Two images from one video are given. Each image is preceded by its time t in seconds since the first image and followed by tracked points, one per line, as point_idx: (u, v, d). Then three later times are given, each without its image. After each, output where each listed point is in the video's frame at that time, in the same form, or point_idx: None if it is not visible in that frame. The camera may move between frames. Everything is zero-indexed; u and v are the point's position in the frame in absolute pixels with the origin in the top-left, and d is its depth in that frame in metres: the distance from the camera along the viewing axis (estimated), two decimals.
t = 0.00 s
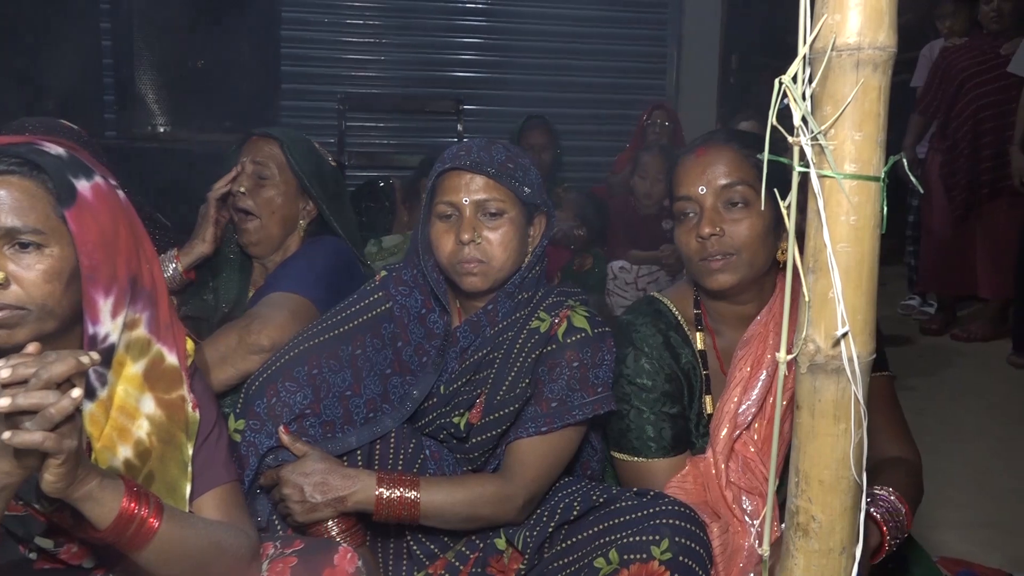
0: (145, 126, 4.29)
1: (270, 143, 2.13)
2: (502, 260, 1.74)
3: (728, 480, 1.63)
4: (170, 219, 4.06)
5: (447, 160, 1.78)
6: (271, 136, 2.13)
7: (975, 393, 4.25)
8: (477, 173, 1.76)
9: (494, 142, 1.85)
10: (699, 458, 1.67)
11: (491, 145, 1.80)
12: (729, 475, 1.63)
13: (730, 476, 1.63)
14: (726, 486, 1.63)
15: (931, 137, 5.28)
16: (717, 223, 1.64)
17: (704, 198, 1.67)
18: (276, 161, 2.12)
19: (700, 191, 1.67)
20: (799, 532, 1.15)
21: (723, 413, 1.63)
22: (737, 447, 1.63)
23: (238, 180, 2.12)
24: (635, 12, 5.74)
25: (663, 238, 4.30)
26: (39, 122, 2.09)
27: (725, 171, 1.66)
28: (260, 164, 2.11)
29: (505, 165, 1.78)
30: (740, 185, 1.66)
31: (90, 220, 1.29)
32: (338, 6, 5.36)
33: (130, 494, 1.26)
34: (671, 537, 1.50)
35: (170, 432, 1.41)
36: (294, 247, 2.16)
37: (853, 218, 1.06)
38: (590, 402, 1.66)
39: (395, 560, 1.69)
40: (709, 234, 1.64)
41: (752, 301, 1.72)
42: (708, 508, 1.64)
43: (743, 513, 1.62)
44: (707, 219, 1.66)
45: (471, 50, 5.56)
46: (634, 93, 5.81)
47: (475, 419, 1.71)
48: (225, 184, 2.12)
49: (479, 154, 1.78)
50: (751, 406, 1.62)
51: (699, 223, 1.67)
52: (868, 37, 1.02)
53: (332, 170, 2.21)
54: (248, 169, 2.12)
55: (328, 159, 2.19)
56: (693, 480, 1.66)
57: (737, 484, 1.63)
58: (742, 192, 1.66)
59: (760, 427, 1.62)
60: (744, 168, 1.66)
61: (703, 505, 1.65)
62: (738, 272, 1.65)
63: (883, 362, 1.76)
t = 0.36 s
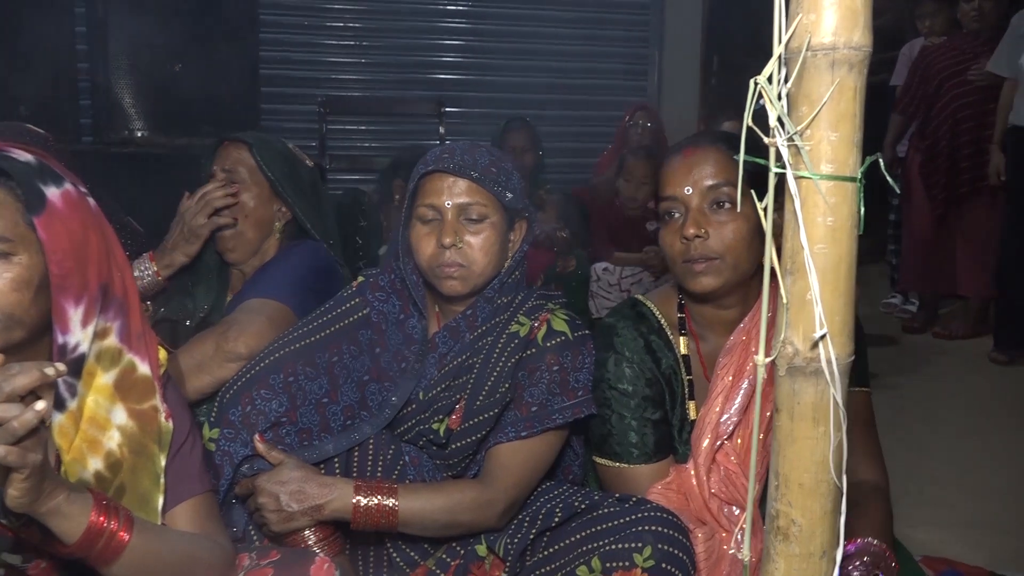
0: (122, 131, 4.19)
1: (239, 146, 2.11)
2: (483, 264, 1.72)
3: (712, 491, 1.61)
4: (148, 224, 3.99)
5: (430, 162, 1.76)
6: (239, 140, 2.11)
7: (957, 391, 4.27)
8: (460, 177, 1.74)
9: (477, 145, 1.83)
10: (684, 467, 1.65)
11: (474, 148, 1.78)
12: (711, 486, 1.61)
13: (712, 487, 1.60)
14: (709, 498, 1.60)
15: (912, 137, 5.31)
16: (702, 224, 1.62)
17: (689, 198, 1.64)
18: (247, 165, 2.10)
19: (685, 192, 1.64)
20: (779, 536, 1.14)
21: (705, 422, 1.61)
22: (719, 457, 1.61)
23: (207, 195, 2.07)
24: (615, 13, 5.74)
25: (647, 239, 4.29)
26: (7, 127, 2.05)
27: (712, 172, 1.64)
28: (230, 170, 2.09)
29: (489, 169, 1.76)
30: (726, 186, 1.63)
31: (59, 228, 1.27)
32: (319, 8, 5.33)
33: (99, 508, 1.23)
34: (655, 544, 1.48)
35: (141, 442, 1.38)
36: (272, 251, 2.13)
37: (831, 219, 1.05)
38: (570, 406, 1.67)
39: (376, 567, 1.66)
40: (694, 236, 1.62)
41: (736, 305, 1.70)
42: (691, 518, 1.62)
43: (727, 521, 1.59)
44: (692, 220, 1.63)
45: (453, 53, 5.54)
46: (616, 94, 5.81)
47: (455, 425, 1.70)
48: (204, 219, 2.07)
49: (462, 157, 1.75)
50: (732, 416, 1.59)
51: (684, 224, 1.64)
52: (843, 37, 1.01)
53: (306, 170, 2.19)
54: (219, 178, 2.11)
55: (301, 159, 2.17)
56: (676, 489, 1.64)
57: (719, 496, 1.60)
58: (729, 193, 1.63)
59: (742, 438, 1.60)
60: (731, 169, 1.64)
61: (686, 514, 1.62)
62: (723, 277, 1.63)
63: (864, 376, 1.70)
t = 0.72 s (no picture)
0: (89, 125, 4.12)
1: (190, 143, 2.07)
2: (445, 259, 1.70)
3: (673, 485, 1.58)
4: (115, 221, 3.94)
5: (394, 154, 1.73)
6: (190, 137, 2.07)
7: (923, 388, 4.32)
8: (424, 170, 1.71)
9: (443, 139, 1.81)
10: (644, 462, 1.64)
11: (439, 142, 1.76)
12: (673, 480, 1.58)
13: (673, 482, 1.58)
14: (670, 492, 1.58)
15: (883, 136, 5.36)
16: (663, 218, 1.62)
17: (651, 192, 1.64)
18: (199, 162, 2.05)
19: (647, 185, 1.64)
20: (731, 532, 1.14)
21: (668, 416, 1.58)
22: (681, 452, 1.57)
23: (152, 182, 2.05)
24: (592, 11, 5.74)
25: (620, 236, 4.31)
26: None
27: (675, 166, 1.63)
28: (182, 166, 2.05)
29: (453, 164, 1.74)
30: (688, 181, 1.63)
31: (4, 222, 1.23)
32: (298, 3, 5.28)
33: (44, 506, 1.20)
34: (613, 542, 1.47)
35: (91, 440, 1.35)
36: (229, 246, 2.10)
37: (782, 216, 1.05)
38: (532, 401, 1.66)
39: (336, 566, 1.65)
40: (654, 229, 1.62)
41: (697, 299, 1.70)
42: (652, 512, 1.62)
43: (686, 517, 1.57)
44: (654, 214, 1.63)
45: (429, 49, 5.52)
46: (590, 92, 5.83)
47: (416, 421, 1.69)
48: (148, 207, 2.05)
49: (427, 151, 1.73)
50: (694, 410, 1.54)
51: (645, 218, 1.64)
52: (794, 33, 1.01)
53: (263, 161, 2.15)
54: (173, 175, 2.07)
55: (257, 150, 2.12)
56: (637, 484, 1.63)
57: (681, 490, 1.57)
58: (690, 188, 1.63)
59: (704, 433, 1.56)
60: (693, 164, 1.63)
61: (646, 509, 1.62)
62: (682, 270, 1.63)
63: (824, 367, 1.69)
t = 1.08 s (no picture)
0: (36, 126, 3.87)
1: (106, 146, 2.08)
2: (386, 263, 1.68)
3: (617, 486, 1.57)
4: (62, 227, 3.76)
5: (334, 157, 1.72)
6: (105, 141, 2.08)
7: (878, 389, 4.38)
8: (364, 173, 1.69)
9: (385, 142, 1.79)
10: (587, 465, 1.62)
11: (380, 145, 1.74)
12: (617, 480, 1.57)
13: (618, 481, 1.57)
14: (614, 493, 1.57)
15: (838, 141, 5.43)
16: (604, 220, 1.61)
17: (592, 194, 1.63)
18: (116, 163, 2.06)
19: (588, 187, 1.63)
20: (668, 540, 1.13)
21: (611, 416, 1.57)
22: (623, 451, 1.57)
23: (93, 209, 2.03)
24: (552, 15, 5.75)
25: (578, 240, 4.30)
26: None
27: (615, 168, 1.62)
28: (99, 169, 2.07)
29: (394, 167, 1.72)
30: (630, 183, 1.62)
31: None
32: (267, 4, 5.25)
33: None
34: (556, 550, 1.46)
35: (14, 453, 1.29)
36: (155, 245, 2.10)
37: (714, 220, 1.04)
38: (475, 406, 1.64)
39: None
40: (595, 231, 1.61)
41: (640, 300, 1.69)
42: (596, 515, 1.60)
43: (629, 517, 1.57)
44: (595, 215, 1.62)
45: (389, 51, 5.48)
46: (551, 96, 5.83)
47: (358, 428, 1.66)
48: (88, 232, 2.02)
49: (367, 153, 1.71)
50: (638, 409, 1.55)
51: (586, 219, 1.63)
52: (724, 36, 1.00)
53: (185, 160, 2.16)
54: (93, 179, 2.08)
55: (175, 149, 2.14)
56: (582, 487, 1.62)
57: (624, 489, 1.57)
58: (632, 190, 1.62)
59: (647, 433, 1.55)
60: (635, 166, 1.63)
61: (591, 512, 1.60)
62: (624, 271, 1.62)
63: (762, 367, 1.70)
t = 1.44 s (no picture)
0: None
1: (52, 151, 2.04)
2: (339, 266, 1.67)
3: (573, 489, 1.57)
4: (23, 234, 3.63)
5: (287, 159, 1.70)
6: (51, 144, 2.04)
7: (846, 386, 4.42)
8: (317, 175, 1.67)
9: (338, 145, 1.77)
10: (544, 470, 1.61)
11: (334, 147, 1.73)
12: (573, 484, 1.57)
13: (573, 484, 1.56)
14: (569, 496, 1.56)
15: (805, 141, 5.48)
16: (555, 225, 1.60)
17: (542, 199, 1.62)
18: (62, 168, 2.02)
19: (538, 192, 1.62)
20: (614, 542, 1.12)
21: (566, 419, 1.55)
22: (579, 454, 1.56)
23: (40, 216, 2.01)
24: (522, 15, 5.75)
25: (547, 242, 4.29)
26: None
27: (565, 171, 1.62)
28: (46, 174, 2.03)
29: (347, 169, 1.70)
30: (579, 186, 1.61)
31: None
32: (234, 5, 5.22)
33: None
34: (508, 553, 1.44)
35: None
36: (107, 252, 2.07)
37: (654, 220, 1.04)
38: (431, 410, 1.63)
39: None
40: (547, 236, 1.60)
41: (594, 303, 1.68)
42: (551, 518, 1.60)
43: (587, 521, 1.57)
44: (546, 220, 1.61)
45: (360, 52, 5.49)
46: (521, 96, 5.82)
47: (312, 433, 1.64)
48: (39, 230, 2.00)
49: (320, 155, 1.69)
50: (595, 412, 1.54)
51: (538, 224, 1.62)
52: (660, 36, 1.00)
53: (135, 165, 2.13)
54: (38, 185, 2.04)
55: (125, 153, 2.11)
56: (538, 491, 1.61)
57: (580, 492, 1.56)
58: (582, 193, 1.61)
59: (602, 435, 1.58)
60: (584, 169, 1.62)
61: (546, 515, 1.60)
62: (576, 275, 1.61)
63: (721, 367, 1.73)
